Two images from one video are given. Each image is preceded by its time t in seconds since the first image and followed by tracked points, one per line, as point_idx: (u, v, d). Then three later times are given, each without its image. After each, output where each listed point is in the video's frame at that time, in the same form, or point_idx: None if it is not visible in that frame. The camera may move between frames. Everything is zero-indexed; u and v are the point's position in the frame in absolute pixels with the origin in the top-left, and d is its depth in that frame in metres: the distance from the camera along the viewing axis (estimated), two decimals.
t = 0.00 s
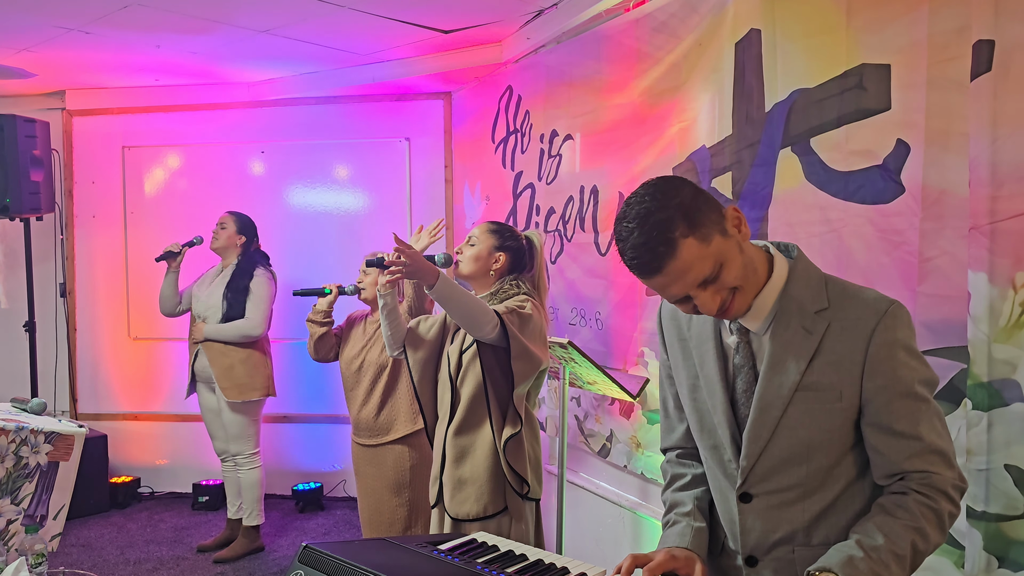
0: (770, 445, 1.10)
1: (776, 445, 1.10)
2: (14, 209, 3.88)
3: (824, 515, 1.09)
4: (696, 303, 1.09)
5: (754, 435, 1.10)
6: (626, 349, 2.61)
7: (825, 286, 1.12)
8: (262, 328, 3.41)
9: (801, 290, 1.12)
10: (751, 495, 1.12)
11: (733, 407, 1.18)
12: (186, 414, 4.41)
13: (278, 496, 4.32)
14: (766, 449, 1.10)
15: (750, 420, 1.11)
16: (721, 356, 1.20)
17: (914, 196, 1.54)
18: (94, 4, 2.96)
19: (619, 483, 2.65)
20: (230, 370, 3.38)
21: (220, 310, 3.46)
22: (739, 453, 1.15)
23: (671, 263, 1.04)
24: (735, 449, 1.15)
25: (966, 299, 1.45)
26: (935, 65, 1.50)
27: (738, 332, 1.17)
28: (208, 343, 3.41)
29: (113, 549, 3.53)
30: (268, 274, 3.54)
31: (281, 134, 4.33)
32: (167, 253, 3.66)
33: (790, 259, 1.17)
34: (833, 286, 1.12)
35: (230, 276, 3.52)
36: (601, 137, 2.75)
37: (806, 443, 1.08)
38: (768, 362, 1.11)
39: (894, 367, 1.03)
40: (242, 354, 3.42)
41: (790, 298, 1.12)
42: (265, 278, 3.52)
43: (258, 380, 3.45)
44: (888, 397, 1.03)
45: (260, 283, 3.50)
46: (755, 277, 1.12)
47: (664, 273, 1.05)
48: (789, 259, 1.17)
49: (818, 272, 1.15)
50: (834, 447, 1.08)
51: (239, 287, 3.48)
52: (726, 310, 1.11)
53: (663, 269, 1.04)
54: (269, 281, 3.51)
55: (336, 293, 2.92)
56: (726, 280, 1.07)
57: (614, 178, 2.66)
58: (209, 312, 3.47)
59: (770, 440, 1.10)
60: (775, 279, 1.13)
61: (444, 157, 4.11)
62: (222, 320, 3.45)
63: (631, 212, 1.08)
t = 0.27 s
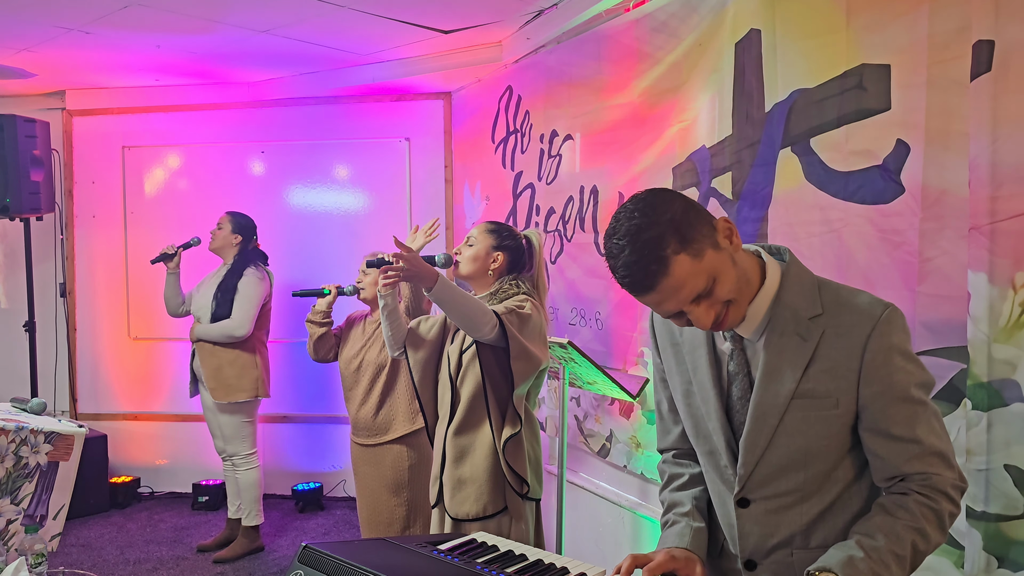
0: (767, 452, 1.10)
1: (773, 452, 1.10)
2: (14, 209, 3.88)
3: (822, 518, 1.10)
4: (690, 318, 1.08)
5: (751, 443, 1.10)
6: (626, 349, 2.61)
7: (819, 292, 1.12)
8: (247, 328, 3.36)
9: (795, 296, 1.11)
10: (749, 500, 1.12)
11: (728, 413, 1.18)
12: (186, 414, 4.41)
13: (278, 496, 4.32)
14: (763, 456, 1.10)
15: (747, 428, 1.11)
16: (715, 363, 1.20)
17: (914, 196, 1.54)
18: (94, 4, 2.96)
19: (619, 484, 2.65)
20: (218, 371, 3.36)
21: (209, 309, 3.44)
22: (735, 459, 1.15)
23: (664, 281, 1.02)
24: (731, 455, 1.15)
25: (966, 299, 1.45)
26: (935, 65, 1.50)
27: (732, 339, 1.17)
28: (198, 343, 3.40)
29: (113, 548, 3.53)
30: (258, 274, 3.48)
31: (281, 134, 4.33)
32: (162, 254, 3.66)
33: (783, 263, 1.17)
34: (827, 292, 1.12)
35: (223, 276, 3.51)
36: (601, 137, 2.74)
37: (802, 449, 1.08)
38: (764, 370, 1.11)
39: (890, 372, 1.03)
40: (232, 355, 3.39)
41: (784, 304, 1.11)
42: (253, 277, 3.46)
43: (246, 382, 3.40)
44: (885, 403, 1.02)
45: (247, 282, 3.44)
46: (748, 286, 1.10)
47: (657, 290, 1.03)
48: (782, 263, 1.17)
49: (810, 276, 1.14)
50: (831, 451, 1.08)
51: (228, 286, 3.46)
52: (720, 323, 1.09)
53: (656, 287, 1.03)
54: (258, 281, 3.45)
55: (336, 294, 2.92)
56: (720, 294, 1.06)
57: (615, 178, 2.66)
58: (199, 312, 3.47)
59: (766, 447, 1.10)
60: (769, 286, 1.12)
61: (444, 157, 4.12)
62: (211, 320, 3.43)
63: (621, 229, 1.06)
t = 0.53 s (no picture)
0: (765, 457, 1.10)
1: (770, 457, 1.10)
2: (14, 209, 3.88)
3: (820, 520, 1.10)
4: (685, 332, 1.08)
5: (748, 449, 1.10)
6: (626, 349, 2.61)
7: (813, 297, 1.12)
8: (234, 329, 3.33)
9: (788, 302, 1.11)
10: (747, 504, 1.12)
11: (723, 418, 1.18)
12: (186, 414, 4.41)
13: (278, 495, 4.32)
14: (761, 462, 1.10)
15: (744, 435, 1.11)
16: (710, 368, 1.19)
17: (914, 196, 1.54)
18: (94, 4, 2.96)
19: (619, 483, 2.65)
20: (208, 373, 3.38)
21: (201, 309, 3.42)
22: (732, 464, 1.15)
23: (657, 297, 1.02)
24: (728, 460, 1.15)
25: (966, 299, 1.45)
26: (935, 65, 1.50)
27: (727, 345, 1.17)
28: (194, 343, 3.40)
29: (113, 548, 3.53)
30: (249, 274, 3.44)
31: (281, 134, 4.33)
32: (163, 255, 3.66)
33: (776, 268, 1.17)
34: (821, 297, 1.12)
35: (218, 275, 3.50)
36: (601, 138, 2.75)
37: (800, 454, 1.08)
38: (760, 377, 1.10)
39: (886, 377, 1.03)
40: (221, 357, 3.38)
41: (778, 311, 1.11)
42: (243, 278, 3.41)
43: (234, 383, 3.39)
44: (882, 407, 1.02)
45: (237, 282, 3.39)
46: (741, 298, 1.10)
47: (650, 306, 1.03)
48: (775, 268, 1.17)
49: (803, 281, 1.14)
50: (828, 455, 1.08)
51: (219, 286, 3.43)
52: (715, 336, 1.09)
53: (649, 303, 1.02)
54: (248, 282, 3.41)
55: (335, 293, 2.90)
56: (713, 307, 1.06)
57: (615, 178, 2.66)
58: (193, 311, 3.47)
59: (764, 453, 1.10)
60: (762, 293, 1.12)
61: (444, 157, 4.12)
62: (203, 319, 3.42)
63: (613, 244, 1.05)
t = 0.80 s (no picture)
0: (764, 460, 1.10)
1: (770, 459, 1.10)
2: (14, 209, 3.88)
3: (819, 521, 1.10)
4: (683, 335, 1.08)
5: (747, 453, 1.10)
6: (626, 349, 2.61)
7: (811, 300, 1.12)
8: (229, 330, 3.33)
9: (786, 304, 1.11)
10: (747, 506, 1.12)
11: (723, 420, 1.18)
12: (186, 414, 4.41)
13: (278, 495, 4.32)
14: (760, 465, 1.10)
15: (743, 438, 1.11)
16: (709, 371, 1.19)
17: (914, 196, 1.54)
18: (93, 4, 2.96)
19: (620, 483, 2.65)
20: (203, 374, 3.38)
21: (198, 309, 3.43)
22: (731, 465, 1.15)
23: (655, 301, 1.02)
24: (728, 462, 1.14)
25: (966, 299, 1.44)
26: (935, 65, 1.50)
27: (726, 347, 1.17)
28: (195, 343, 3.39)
29: (113, 548, 3.53)
30: (246, 275, 3.43)
31: (281, 134, 4.33)
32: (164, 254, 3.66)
33: (775, 270, 1.16)
34: (819, 299, 1.12)
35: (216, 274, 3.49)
36: (601, 138, 2.75)
37: (799, 456, 1.08)
38: (759, 380, 1.10)
39: (885, 379, 1.03)
40: (217, 358, 3.39)
41: (776, 314, 1.11)
42: (239, 280, 3.41)
43: (228, 385, 3.39)
44: (880, 409, 1.02)
45: (233, 283, 3.39)
46: (739, 303, 1.10)
47: (649, 309, 1.03)
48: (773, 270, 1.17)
49: (802, 282, 1.14)
50: (827, 457, 1.08)
51: (217, 285, 3.43)
52: (714, 340, 1.09)
53: (648, 307, 1.02)
54: (245, 283, 3.41)
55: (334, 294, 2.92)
56: (711, 312, 1.06)
57: (615, 178, 2.66)
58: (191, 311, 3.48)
59: (763, 457, 1.10)
60: (760, 297, 1.12)
61: (444, 157, 4.12)
62: (200, 319, 3.42)
63: (611, 247, 1.05)
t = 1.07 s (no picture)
0: (765, 458, 1.10)
1: (771, 458, 1.10)
2: (14, 209, 3.88)
3: (819, 520, 1.10)
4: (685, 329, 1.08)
5: (747, 451, 1.10)
6: (626, 349, 2.61)
7: (814, 299, 1.12)
8: (231, 330, 3.32)
9: (790, 303, 1.11)
10: (746, 504, 1.12)
11: (724, 418, 1.18)
12: (186, 415, 4.41)
13: (278, 496, 4.32)
14: (760, 463, 1.10)
15: (743, 436, 1.11)
16: (711, 368, 1.20)
17: (914, 196, 1.54)
18: (93, 4, 2.96)
19: (620, 483, 2.65)
20: (205, 373, 3.37)
21: (200, 310, 3.42)
22: (732, 463, 1.15)
23: (659, 293, 1.02)
24: (729, 460, 1.14)
25: (966, 299, 1.45)
26: (935, 65, 1.50)
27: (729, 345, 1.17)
28: (195, 343, 3.39)
29: (113, 549, 3.53)
30: (248, 275, 3.43)
31: (281, 134, 4.33)
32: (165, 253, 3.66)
33: (780, 268, 1.17)
34: (822, 298, 1.12)
35: (218, 275, 3.49)
36: (601, 138, 2.75)
37: (800, 455, 1.08)
38: (760, 378, 1.11)
39: (887, 379, 1.03)
40: (218, 357, 3.38)
41: (779, 312, 1.11)
42: (242, 280, 3.40)
43: (229, 385, 3.38)
44: (881, 409, 1.02)
45: (236, 283, 3.39)
46: (744, 300, 1.10)
47: (652, 300, 1.03)
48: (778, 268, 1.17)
49: (806, 282, 1.14)
50: (828, 457, 1.08)
51: (219, 286, 3.43)
52: (717, 336, 1.09)
53: (651, 298, 1.03)
54: (248, 284, 3.40)
55: (335, 294, 2.91)
56: (715, 307, 1.06)
57: (615, 178, 2.66)
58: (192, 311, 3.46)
59: (763, 455, 1.10)
60: (764, 295, 1.12)
61: (444, 157, 4.12)
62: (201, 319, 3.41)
63: (618, 238, 1.06)
